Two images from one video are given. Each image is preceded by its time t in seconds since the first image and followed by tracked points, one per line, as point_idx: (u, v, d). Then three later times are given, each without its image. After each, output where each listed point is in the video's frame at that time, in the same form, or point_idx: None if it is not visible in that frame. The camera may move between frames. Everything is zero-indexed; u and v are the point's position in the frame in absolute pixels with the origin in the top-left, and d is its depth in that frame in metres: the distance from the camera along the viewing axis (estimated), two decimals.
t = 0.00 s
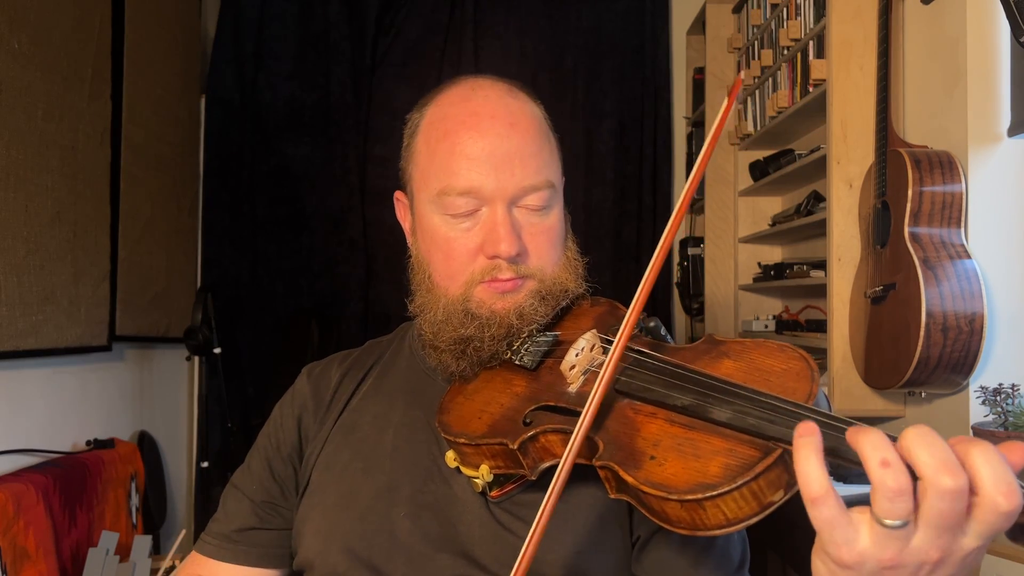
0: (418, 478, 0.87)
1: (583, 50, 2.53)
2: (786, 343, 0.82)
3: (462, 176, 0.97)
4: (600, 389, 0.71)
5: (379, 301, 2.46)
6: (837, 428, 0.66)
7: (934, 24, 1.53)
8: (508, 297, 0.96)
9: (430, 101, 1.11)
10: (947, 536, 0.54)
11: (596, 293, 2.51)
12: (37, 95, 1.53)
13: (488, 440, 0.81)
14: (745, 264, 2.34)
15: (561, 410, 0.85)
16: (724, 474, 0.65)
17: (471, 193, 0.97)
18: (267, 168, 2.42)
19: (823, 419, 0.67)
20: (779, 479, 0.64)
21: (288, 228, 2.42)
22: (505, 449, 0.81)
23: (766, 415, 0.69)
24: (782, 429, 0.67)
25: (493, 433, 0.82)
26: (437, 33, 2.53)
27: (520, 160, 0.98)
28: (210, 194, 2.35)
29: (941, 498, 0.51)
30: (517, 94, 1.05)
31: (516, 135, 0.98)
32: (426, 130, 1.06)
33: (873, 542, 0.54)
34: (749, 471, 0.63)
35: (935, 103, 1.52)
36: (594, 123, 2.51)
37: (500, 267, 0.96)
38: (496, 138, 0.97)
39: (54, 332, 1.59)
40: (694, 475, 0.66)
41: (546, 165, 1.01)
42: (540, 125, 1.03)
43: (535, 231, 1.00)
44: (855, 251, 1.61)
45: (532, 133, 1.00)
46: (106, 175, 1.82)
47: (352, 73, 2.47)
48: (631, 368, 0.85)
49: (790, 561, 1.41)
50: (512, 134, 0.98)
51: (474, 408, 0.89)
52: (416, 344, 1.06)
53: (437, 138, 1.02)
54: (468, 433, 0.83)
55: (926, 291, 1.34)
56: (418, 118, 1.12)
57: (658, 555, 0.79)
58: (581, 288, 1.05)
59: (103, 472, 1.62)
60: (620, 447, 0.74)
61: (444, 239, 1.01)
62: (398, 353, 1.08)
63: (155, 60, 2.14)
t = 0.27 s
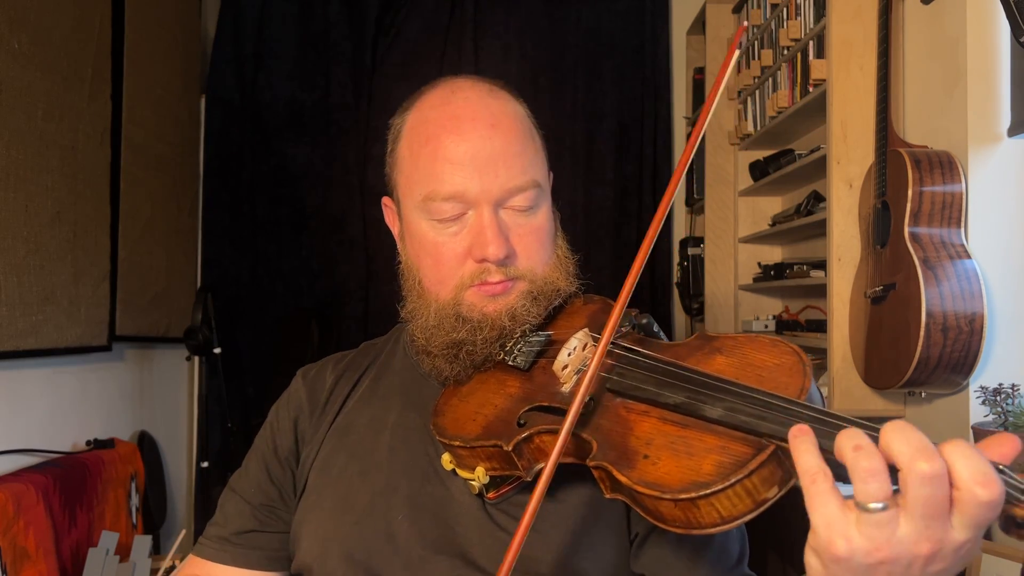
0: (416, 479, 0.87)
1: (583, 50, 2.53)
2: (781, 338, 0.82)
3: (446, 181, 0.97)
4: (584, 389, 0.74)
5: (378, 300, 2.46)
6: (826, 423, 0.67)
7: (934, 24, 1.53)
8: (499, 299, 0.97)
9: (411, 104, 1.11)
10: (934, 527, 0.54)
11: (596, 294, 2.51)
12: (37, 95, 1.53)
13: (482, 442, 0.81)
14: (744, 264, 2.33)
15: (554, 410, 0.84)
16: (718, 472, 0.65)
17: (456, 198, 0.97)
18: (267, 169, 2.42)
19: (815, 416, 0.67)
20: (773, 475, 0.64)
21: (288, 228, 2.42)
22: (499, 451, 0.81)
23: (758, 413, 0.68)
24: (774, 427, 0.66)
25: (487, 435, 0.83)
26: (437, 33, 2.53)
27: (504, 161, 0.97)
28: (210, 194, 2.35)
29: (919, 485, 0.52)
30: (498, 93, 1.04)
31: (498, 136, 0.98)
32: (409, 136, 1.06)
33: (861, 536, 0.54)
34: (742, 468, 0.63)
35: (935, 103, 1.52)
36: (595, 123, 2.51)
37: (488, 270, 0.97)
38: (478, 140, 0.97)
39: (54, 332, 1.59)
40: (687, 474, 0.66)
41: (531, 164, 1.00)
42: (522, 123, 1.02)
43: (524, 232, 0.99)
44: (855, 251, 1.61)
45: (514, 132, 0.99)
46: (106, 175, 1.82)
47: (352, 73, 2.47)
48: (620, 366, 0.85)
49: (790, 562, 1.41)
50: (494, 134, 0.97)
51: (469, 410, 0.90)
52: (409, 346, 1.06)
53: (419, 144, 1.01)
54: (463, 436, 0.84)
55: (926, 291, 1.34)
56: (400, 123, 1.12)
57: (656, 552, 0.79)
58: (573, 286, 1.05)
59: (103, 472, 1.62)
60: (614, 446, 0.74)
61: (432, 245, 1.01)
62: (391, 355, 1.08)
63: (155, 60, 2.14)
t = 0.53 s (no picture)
0: (415, 480, 0.87)
1: (584, 50, 2.53)
2: (778, 345, 0.81)
3: (444, 184, 0.97)
4: (581, 390, 0.74)
5: (378, 300, 2.46)
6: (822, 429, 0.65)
7: (934, 24, 1.53)
8: (496, 302, 0.97)
9: (412, 103, 1.11)
10: (928, 543, 0.53)
11: (596, 294, 2.51)
12: (37, 95, 1.53)
13: (478, 444, 0.81)
14: (744, 264, 2.33)
15: (550, 413, 0.85)
16: (712, 479, 0.64)
17: (454, 201, 0.97)
18: (267, 169, 2.42)
19: (809, 423, 0.66)
20: (767, 483, 0.64)
21: (288, 229, 2.42)
22: (495, 453, 0.81)
23: (753, 419, 0.68)
24: (771, 434, 0.65)
25: (483, 437, 0.83)
26: (437, 33, 2.53)
27: (502, 165, 0.97)
28: (210, 194, 2.35)
29: (896, 489, 0.51)
30: (498, 94, 1.04)
31: (496, 139, 0.97)
32: (408, 137, 1.05)
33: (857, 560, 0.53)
34: (736, 475, 0.63)
35: (935, 103, 1.52)
36: (595, 123, 2.52)
37: (486, 273, 0.97)
38: (476, 143, 0.96)
39: (54, 332, 1.59)
40: (682, 480, 0.66)
41: (530, 168, 1.00)
42: (522, 126, 1.01)
43: (522, 235, 0.99)
44: (855, 250, 1.61)
45: (512, 135, 0.99)
46: (106, 176, 1.82)
47: (352, 73, 2.47)
48: (615, 372, 0.85)
49: (790, 562, 1.41)
50: (493, 137, 0.97)
51: (465, 412, 0.90)
52: (406, 348, 1.06)
53: (419, 145, 1.01)
54: (459, 438, 0.84)
55: (926, 291, 1.34)
56: (401, 122, 1.12)
57: (650, 557, 0.79)
58: (572, 288, 1.06)
59: (103, 472, 1.62)
60: (609, 451, 0.74)
61: (430, 246, 1.01)
62: (392, 355, 1.08)
63: (155, 60, 2.14)
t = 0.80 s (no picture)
0: (418, 480, 0.87)
1: (583, 50, 2.53)
2: (787, 351, 0.81)
3: (460, 181, 0.97)
4: (591, 396, 0.73)
5: (378, 301, 2.46)
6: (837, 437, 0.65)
7: (934, 24, 1.53)
8: (505, 303, 0.97)
9: (432, 100, 1.11)
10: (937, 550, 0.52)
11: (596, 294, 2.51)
12: (37, 95, 1.53)
13: (486, 445, 0.81)
14: (744, 264, 2.34)
15: (559, 415, 0.85)
16: (722, 486, 0.65)
17: (469, 199, 0.97)
18: (267, 169, 2.42)
19: (819, 431, 0.66)
20: (776, 490, 0.65)
21: (288, 229, 2.42)
22: (503, 454, 0.81)
23: (765, 426, 0.68)
24: (782, 441, 0.66)
25: (491, 438, 0.83)
26: (437, 32, 2.53)
27: (519, 166, 0.97)
28: (210, 194, 2.35)
29: (913, 498, 0.51)
30: (520, 95, 1.04)
31: (515, 141, 0.97)
32: (428, 132, 1.05)
33: (860, 559, 0.54)
34: (746, 482, 0.64)
35: (935, 103, 1.52)
36: (595, 123, 2.51)
37: (496, 273, 0.97)
38: (495, 143, 0.96)
39: (54, 332, 1.59)
40: (691, 486, 0.67)
41: (547, 172, 1.00)
42: (541, 129, 1.01)
43: (534, 238, 0.99)
44: (855, 250, 1.61)
45: (532, 138, 0.99)
46: (106, 175, 1.82)
47: (352, 73, 2.47)
48: (625, 375, 0.84)
49: (790, 561, 1.41)
50: (512, 139, 0.97)
51: (473, 412, 0.90)
52: (413, 346, 1.07)
53: (437, 140, 1.01)
54: (466, 438, 0.84)
55: (926, 291, 1.35)
56: (421, 117, 1.12)
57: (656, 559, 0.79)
58: (580, 292, 1.06)
59: (103, 472, 1.62)
60: (618, 455, 0.74)
61: (442, 243, 1.01)
62: (396, 353, 1.09)
63: (155, 60, 2.14)
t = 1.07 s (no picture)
0: (420, 481, 0.87)
1: (583, 49, 2.53)
2: (797, 360, 0.81)
3: (470, 182, 0.97)
4: (603, 399, 0.73)
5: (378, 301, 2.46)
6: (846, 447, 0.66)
7: (934, 24, 1.53)
8: (510, 305, 0.97)
9: (446, 98, 1.11)
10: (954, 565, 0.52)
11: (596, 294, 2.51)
12: (37, 95, 1.53)
13: (492, 448, 0.81)
14: (744, 264, 2.34)
15: (566, 420, 0.85)
16: (733, 494, 0.65)
17: (478, 200, 0.97)
18: (267, 169, 2.42)
19: (830, 441, 0.67)
20: (787, 500, 0.65)
21: (288, 229, 2.42)
22: (509, 458, 0.81)
23: (775, 435, 0.69)
24: (793, 451, 0.66)
25: (498, 440, 0.82)
26: (436, 33, 2.53)
27: (530, 169, 0.97)
28: (210, 194, 2.35)
29: (930, 510, 0.51)
30: (534, 98, 1.04)
31: (526, 144, 0.97)
32: (439, 131, 1.05)
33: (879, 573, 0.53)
34: (758, 491, 0.64)
35: (935, 103, 1.52)
36: (594, 123, 2.51)
37: (502, 275, 0.97)
38: (506, 145, 0.96)
39: (54, 332, 1.59)
40: (702, 494, 0.66)
41: (557, 175, 1.00)
42: (553, 133, 1.01)
43: (541, 241, 0.99)
44: (855, 250, 1.61)
45: (543, 141, 0.99)
46: (106, 175, 1.82)
47: (352, 73, 2.47)
48: (635, 381, 0.84)
49: (790, 561, 1.41)
50: (524, 142, 0.97)
51: (478, 414, 0.89)
52: (416, 344, 1.07)
53: (449, 140, 1.01)
54: (472, 440, 0.83)
55: (926, 291, 1.35)
56: (434, 116, 1.12)
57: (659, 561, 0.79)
58: (587, 296, 1.06)
59: (103, 472, 1.62)
60: (627, 460, 0.74)
61: (449, 243, 1.01)
62: (400, 352, 1.09)
63: (155, 60, 2.14)
